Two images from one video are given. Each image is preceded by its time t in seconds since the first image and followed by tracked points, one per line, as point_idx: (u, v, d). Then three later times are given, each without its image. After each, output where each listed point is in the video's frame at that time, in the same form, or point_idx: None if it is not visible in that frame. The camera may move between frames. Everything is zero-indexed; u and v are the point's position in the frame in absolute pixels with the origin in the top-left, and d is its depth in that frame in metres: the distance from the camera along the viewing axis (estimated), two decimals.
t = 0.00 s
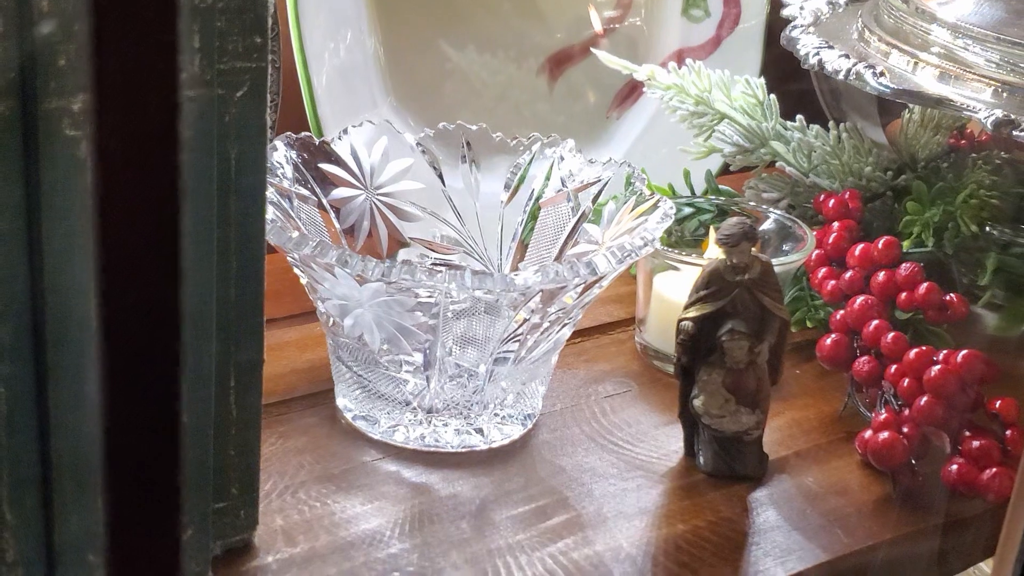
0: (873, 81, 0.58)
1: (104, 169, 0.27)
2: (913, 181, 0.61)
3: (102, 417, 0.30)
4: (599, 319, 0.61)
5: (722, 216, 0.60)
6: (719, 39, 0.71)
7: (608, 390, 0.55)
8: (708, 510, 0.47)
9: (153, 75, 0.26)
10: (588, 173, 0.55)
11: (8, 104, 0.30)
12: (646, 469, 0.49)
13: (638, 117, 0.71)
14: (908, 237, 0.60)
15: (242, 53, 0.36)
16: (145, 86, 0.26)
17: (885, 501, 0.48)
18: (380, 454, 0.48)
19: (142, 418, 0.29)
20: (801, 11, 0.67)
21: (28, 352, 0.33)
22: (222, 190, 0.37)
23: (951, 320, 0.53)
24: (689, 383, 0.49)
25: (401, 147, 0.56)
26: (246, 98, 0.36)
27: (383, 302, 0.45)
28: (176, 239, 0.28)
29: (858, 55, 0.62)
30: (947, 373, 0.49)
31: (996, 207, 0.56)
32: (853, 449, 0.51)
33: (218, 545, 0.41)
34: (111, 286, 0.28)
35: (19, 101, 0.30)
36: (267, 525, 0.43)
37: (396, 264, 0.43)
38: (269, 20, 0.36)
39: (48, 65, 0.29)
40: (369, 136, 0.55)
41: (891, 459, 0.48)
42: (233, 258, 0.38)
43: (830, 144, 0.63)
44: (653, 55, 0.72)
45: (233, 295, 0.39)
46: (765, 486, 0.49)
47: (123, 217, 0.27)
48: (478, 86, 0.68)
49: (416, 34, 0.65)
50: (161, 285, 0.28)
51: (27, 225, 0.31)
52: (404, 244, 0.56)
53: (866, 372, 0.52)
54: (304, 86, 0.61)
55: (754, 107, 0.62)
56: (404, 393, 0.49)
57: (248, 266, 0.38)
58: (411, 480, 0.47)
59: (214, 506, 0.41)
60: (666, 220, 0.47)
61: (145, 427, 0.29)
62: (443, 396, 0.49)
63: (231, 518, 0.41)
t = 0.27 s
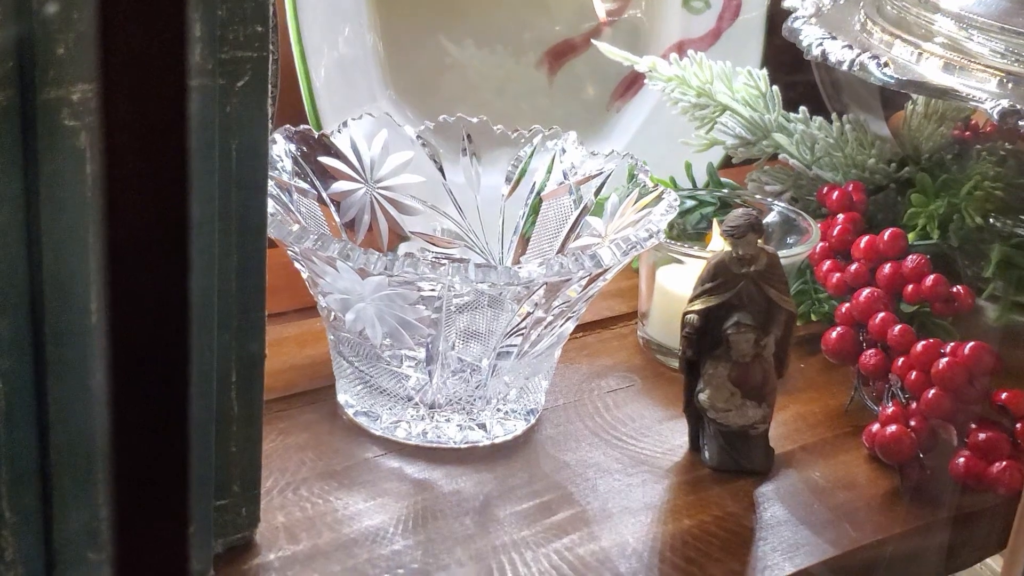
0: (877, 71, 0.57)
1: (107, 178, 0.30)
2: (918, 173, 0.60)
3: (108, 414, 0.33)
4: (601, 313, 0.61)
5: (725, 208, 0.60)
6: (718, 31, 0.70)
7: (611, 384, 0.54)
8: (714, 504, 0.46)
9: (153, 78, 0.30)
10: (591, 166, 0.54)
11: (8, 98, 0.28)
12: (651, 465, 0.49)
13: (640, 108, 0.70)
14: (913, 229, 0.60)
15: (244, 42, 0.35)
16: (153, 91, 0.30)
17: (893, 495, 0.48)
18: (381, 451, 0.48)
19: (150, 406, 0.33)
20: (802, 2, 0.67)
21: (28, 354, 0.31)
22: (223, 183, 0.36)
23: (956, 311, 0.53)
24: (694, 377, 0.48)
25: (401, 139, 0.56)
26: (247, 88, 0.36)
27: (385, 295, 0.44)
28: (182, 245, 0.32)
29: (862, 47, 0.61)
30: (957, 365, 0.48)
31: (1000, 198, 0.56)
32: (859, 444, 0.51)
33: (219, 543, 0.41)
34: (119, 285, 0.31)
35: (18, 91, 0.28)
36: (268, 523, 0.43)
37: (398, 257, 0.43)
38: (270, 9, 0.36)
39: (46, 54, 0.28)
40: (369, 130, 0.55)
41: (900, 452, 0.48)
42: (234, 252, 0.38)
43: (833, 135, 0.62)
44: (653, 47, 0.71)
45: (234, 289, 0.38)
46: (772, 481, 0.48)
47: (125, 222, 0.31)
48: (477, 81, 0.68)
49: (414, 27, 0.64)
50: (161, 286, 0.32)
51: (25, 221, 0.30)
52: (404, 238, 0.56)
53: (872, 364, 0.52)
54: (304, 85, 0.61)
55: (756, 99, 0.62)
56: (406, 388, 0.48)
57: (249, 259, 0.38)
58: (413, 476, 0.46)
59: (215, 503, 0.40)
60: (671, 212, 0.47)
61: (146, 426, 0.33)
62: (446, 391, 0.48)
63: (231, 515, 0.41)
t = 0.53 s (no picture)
0: (880, 63, 0.57)
1: (109, 171, 0.28)
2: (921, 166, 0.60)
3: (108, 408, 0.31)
4: (602, 307, 0.60)
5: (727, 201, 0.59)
6: (719, 24, 0.70)
7: (613, 378, 0.54)
8: (719, 499, 0.46)
9: (153, 76, 0.27)
10: (592, 158, 0.54)
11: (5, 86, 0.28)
12: (655, 459, 0.48)
13: (642, 102, 0.70)
14: (916, 221, 0.60)
15: (244, 31, 0.35)
16: (151, 89, 0.28)
17: (900, 489, 0.47)
18: (383, 446, 0.47)
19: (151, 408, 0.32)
20: None
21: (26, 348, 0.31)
22: (223, 174, 0.36)
23: (960, 303, 0.53)
24: (699, 371, 0.48)
25: (401, 132, 0.55)
26: (247, 78, 0.35)
27: (386, 288, 0.44)
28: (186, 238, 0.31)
29: (864, 38, 0.60)
30: (964, 356, 0.48)
31: (1004, 190, 0.55)
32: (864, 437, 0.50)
33: (221, 539, 0.40)
34: (120, 278, 0.30)
35: (14, 81, 0.28)
36: (269, 519, 0.42)
37: (400, 249, 0.42)
38: None
39: (44, 42, 0.27)
40: (369, 122, 0.54)
41: (907, 445, 0.47)
42: (234, 243, 0.37)
43: (835, 128, 0.62)
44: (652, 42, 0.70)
45: (235, 283, 0.38)
46: (777, 475, 0.48)
47: (128, 214, 0.29)
48: (476, 75, 0.67)
49: (413, 20, 0.64)
50: (162, 283, 0.30)
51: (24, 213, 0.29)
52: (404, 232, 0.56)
53: (877, 357, 0.51)
54: (303, 78, 0.61)
55: (758, 92, 0.61)
56: (408, 383, 0.48)
57: (249, 251, 0.37)
58: (415, 472, 0.46)
59: (216, 499, 0.40)
60: (675, 203, 0.47)
61: (146, 426, 0.32)
62: (448, 386, 0.48)
63: (233, 511, 0.40)
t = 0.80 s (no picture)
0: (892, 60, 0.57)
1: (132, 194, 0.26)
2: (934, 164, 0.59)
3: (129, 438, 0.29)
4: (613, 307, 0.60)
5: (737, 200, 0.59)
6: (727, 21, 0.69)
7: (625, 379, 0.53)
8: (735, 501, 0.45)
9: (179, 98, 0.24)
10: (603, 157, 0.53)
11: (15, 86, 0.27)
12: (669, 460, 0.48)
13: (651, 98, 0.70)
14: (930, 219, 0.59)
15: (255, 28, 0.34)
16: (169, 111, 0.24)
17: (918, 490, 0.47)
18: (394, 448, 0.47)
19: (175, 459, 0.28)
20: None
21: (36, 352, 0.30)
22: (237, 173, 0.35)
23: (977, 302, 0.52)
24: (714, 371, 0.47)
25: (410, 132, 0.55)
26: (259, 75, 0.35)
27: (399, 289, 0.43)
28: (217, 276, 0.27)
29: (876, 33, 0.60)
30: (981, 355, 0.47)
31: (1018, 187, 0.55)
32: (880, 438, 0.50)
33: (233, 544, 0.40)
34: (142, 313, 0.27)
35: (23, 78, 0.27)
36: (281, 523, 0.42)
37: (413, 249, 0.41)
38: None
39: (55, 40, 0.27)
40: (378, 121, 0.53)
41: (924, 446, 0.47)
42: (247, 242, 0.36)
43: (847, 126, 0.61)
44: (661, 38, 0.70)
45: (247, 284, 0.37)
46: (793, 477, 0.47)
47: (149, 246, 0.26)
48: (482, 73, 0.66)
49: (420, 17, 0.63)
50: (195, 332, 0.27)
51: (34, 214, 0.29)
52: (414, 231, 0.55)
53: (894, 357, 0.50)
54: (310, 75, 0.60)
55: (769, 88, 0.61)
56: (420, 384, 0.47)
57: (262, 251, 0.37)
58: (428, 474, 0.45)
59: (228, 503, 0.39)
60: (689, 202, 0.46)
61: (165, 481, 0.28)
62: (460, 387, 0.47)
63: (245, 515, 0.40)
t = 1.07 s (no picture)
0: (902, 44, 0.56)
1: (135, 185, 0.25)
2: (943, 150, 0.58)
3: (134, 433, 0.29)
4: (617, 296, 0.59)
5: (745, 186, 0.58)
6: (731, 8, 0.68)
7: (631, 368, 0.52)
8: (746, 492, 0.44)
9: (180, 91, 0.24)
10: (608, 143, 0.52)
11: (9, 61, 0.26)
12: (676, 451, 0.47)
13: (655, 83, 0.69)
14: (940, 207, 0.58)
15: (256, 4, 0.33)
16: (169, 105, 0.24)
17: (930, 479, 0.46)
18: (397, 439, 0.46)
19: (173, 454, 0.28)
20: None
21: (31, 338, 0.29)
22: (237, 155, 0.34)
23: (991, 290, 0.51)
24: (723, 359, 0.46)
25: (411, 118, 0.54)
26: (260, 53, 0.34)
27: (403, 276, 0.42)
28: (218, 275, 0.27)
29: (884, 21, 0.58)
30: (993, 343, 0.46)
31: None
32: (892, 428, 0.49)
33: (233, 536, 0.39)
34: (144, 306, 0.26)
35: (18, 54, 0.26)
36: (282, 514, 0.41)
37: (417, 235, 0.40)
38: None
39: (51, 14, 0.26)
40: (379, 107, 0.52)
41: (937, 436, 0.46)
42: (247, 228, 0.35)
43: (854, 112, 0.60)
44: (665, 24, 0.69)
45: (248, 270, 0.36)
46: (804, 467, 0.46)
47: (150, 240, 0.25)
48: (483, 60, 0.65)
49: (418, 4, 0.62)
50: (196, 332, 0.26)
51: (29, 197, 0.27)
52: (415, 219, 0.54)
53: (905, 346, 0.50)
54: (309, 63, 0.59)
55: (775, 75, 0.60)
56: (423, 374, 0.46)
57: (262, 234, 0.36)
58: (431, 465, 0.44)
59: (228, 494, 0.38)
60: (698, 187, 0.45)
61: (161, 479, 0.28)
62: (464, 376, 0.46)
63: (245, 506, 0.39)
